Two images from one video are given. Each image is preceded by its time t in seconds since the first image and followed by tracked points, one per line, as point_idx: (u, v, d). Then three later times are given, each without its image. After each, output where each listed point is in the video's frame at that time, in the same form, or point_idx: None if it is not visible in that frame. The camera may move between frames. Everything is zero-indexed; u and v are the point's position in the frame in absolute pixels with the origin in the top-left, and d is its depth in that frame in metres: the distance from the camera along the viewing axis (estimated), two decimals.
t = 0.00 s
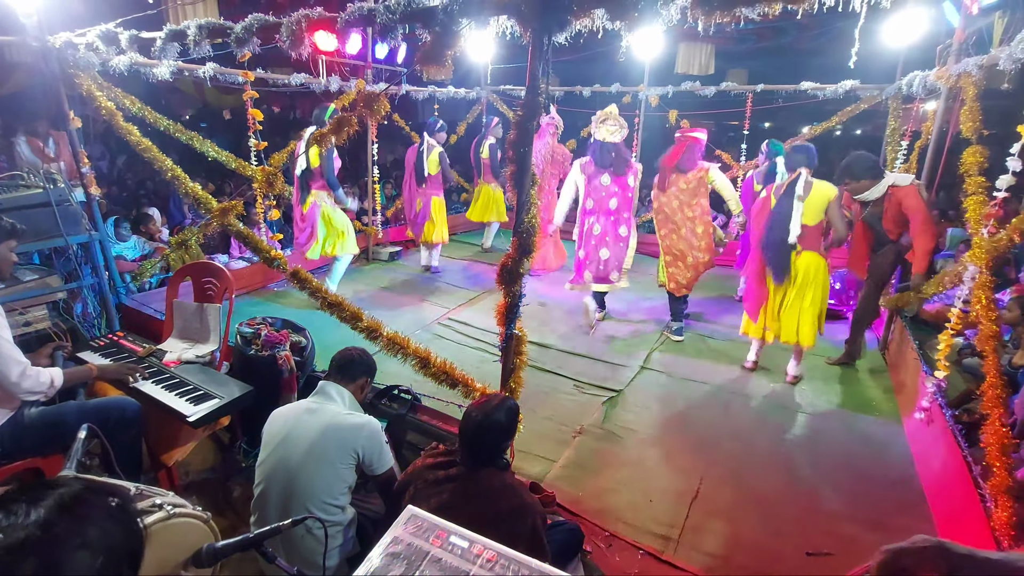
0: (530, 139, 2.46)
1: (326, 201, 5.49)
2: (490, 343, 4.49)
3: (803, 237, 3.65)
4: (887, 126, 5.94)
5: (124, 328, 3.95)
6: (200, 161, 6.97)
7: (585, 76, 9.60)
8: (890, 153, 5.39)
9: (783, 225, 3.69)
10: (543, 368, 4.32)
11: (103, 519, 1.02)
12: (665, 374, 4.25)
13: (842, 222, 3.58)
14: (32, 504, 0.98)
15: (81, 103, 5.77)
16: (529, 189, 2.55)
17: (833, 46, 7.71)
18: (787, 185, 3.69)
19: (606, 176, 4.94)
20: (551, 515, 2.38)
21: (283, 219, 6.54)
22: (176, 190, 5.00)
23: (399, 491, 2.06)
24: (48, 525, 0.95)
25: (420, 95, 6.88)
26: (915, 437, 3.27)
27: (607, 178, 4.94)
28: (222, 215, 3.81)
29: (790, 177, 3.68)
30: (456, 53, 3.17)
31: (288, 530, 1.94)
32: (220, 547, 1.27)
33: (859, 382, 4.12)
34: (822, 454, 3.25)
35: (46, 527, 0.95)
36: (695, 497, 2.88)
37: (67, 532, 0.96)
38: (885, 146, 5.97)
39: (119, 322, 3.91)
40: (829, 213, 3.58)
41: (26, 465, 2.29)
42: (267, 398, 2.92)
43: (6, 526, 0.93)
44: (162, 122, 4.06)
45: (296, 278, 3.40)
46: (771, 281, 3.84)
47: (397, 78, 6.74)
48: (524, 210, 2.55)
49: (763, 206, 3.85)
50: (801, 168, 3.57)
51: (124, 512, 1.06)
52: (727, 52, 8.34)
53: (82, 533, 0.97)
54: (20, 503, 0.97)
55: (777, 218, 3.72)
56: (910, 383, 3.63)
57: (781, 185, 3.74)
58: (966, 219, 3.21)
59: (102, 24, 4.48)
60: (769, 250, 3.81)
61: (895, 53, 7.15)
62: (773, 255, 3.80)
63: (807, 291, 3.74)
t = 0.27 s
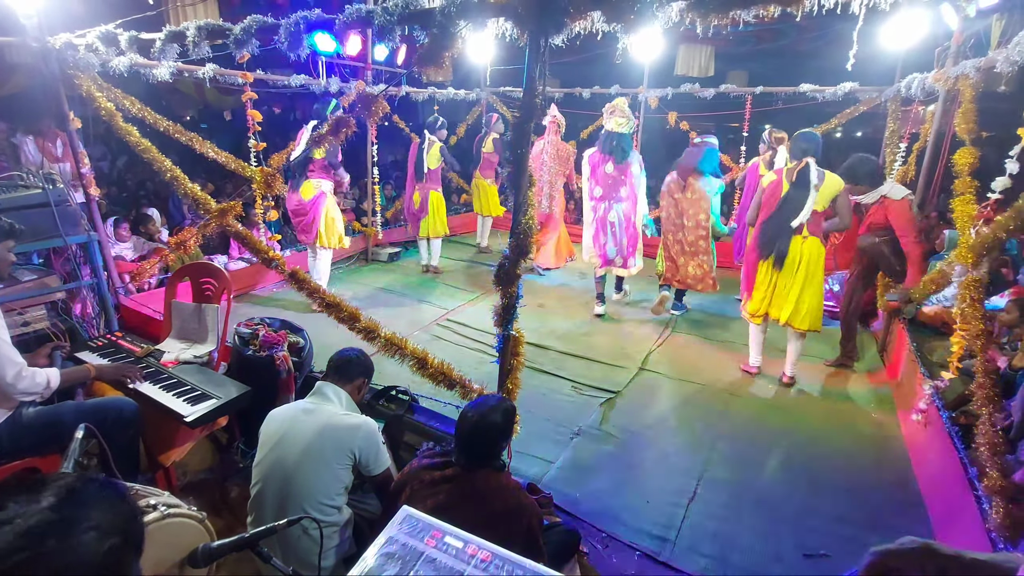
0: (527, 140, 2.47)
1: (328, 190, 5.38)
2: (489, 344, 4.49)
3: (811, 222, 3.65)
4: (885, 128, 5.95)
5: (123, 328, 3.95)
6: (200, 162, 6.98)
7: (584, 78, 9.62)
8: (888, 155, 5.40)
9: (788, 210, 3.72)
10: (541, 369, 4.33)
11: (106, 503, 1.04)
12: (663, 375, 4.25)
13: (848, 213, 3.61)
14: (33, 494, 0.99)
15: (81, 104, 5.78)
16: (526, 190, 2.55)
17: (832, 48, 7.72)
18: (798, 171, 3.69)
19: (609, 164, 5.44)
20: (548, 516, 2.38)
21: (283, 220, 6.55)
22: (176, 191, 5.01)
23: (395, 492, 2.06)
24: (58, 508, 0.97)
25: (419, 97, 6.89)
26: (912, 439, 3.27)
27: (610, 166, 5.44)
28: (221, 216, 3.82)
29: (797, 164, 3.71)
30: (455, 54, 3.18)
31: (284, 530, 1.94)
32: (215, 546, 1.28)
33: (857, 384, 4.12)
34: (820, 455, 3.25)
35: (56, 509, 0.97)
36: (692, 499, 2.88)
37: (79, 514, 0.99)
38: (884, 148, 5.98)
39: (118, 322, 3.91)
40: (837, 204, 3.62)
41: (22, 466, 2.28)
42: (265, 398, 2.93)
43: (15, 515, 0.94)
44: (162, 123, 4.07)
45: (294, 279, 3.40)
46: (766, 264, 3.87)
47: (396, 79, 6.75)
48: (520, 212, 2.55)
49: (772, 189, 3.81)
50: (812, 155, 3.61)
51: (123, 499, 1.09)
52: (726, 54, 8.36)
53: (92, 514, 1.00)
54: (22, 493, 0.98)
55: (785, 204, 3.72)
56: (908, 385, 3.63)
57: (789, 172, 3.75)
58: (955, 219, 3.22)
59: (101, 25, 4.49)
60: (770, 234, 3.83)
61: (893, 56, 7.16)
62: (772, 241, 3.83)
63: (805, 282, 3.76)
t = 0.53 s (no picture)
0: (528, 141, 2.48)
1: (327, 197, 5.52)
2: (490, 345, 4.50)
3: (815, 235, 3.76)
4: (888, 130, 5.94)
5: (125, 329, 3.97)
6: (202, 163, 7.00)
7: (586, 79, 9.63)
8: (890, 157, 5.39)
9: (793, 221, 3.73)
10: (542, 370, 4.33)
11: (138, 495, 1.11)
12: (664, 376, 4.25)
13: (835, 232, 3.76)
14: (78, 487, 1.08)
15: (85, 105, 5.80)
16: (526, 191, 2.56)
17: (834, 50, 7.71)
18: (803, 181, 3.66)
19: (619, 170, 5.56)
20: (549, 516, 2.39)
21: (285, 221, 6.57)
22: (179, 191, 5.03)
23: (396, 492, 2.07)
24: (99, 500, 1.06)
25: (421, 98, 6.91)
26: (914, 441, 3.27)
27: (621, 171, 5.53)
28: (223, 217, 3.83)
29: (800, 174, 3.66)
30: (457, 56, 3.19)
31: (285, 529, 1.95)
32: (218, 544, 1.25)
33: (859, 385, 4.11)
34: (821, 457, 3.25)
35: (98, 501, 1.06)
36: (693, 500, 2.89)
37: (119, 507, 1.07)
38: (887, 149, 5.97)
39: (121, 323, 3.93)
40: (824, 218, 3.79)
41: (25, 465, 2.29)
42: (267, 398, 2.94)
43: (60, 504, 1.02)
44: (165, 125, 4.09)
45: (297, 279, 3.41)
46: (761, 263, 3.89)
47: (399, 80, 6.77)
48: (521, 213, 2.56)
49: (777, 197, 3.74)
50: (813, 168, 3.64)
51: (145, 493, 1.15)
52: (728, 56, 8.36)
53: (125, 506, 1.07)
54: (68, 485, 1.07)
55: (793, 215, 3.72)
56: (909, 387, 3.62)
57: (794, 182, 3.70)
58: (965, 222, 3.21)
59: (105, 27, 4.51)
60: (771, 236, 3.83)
61: (896, 57, 7.15)
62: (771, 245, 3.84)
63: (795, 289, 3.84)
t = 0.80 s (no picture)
0: (531, 144, 2.48)
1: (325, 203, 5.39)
2: (493, 347, 4.50)
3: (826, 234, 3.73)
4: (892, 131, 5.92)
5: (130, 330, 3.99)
6: (206, 165, 7.03)
7: (589, 81, 9.63)
8: (894, 158, 5.38)
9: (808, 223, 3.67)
10: (545, 371, 4.33)
11: (152, 492, 1.12)
12: (667, 378, 4.24)
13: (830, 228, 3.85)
14: (98, 483, 1.08)
15: (90, 107, 5.84)
16: (529, 193, 2.57)
17: (838, 51, 7.69)
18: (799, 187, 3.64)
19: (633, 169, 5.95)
20: (551, 518, 2.39)
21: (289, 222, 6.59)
22: (183, 193, 5.06)
23: (399, 493, 2.07)
24: (123, 495, 1.08)
25: (425, 100, 6.93)
26: (918, 444, 3.26)
27: (633, 170, 5.94)
28: (228, 219, 3.85)
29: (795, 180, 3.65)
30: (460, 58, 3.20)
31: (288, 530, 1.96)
32: (221, 545, 1.25)
33: (863, 387, 4.10)
34: (824, 459, 3.24)
35: (121, 495, 1.08)
36: (696, 502, 2.88)
37: (137, 503, 1.08)
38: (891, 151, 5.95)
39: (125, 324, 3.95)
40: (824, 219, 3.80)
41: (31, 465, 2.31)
42: (270, 400, 2.95)
43: (84, 500, 1.03)
44: (170, 127, 4.11)
45: (301, 281, 3.43)
46: (777, 272, 3.79)
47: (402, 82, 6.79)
48: (524, 215, 2.57)
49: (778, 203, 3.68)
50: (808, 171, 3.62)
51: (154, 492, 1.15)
52: (731, 57, 8.35)
53: (145, 501, 1.08)
54: (90, 481, 1.08)
55: (801, 221, 3.66)
56: (913, 389, 3.61)
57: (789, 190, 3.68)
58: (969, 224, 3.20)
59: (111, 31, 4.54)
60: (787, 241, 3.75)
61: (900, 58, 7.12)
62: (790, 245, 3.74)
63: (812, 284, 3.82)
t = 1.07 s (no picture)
0: (533, 146, 2.49)
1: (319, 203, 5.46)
2: (496, 349, 4.51)
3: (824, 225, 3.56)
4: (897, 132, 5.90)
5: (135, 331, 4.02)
6: (211, 167, 7.07)
7: (593, 83, 9.64)
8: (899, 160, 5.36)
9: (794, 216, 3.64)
10: (548, 373, 4.33)
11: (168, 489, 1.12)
12: (670, 380, 4.24)
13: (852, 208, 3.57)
14: (129, 480, 1.09)
15: (97, 110, 5.88)
16: (531, 195, 2.57)
17: (842, 52, 7.67)
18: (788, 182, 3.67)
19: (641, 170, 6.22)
20: (553, 520, 2.39)
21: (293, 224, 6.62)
22: (189, 195, 5.09)
23: (401, 495, 2.08)
24: (152, 491, 1.09)
25: (428, 102, 6.95)
26: (923, 447, 3.24)
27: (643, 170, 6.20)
28: (232, 221, 3.87)
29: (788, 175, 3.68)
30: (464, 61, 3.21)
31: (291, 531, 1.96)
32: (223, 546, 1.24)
33: (867, 390, 4.08)
34: (828, 462, 3.23)
35: (150, 490, 1.09)
36: (699, 504, 2.87)
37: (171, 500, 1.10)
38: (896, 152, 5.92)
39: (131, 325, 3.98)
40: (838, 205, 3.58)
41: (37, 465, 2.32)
42: (274, 401, 2.96)
43: (119, 494, 1.05)
44: (176, 129, 4.14)
45: (304, 283, 3.44)
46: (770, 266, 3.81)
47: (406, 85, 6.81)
48: (527, 217, 2.57)
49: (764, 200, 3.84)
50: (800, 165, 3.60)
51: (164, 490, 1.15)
52: (734, 59, 8.34)
53: (172, 500, 1.09)
54: (120, 476, 1.08)
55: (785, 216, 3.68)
56: (918, 391, 3.59)
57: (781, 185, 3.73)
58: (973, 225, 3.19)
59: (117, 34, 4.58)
60: (782, 236, 3.78)
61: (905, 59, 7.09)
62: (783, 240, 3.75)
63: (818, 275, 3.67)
